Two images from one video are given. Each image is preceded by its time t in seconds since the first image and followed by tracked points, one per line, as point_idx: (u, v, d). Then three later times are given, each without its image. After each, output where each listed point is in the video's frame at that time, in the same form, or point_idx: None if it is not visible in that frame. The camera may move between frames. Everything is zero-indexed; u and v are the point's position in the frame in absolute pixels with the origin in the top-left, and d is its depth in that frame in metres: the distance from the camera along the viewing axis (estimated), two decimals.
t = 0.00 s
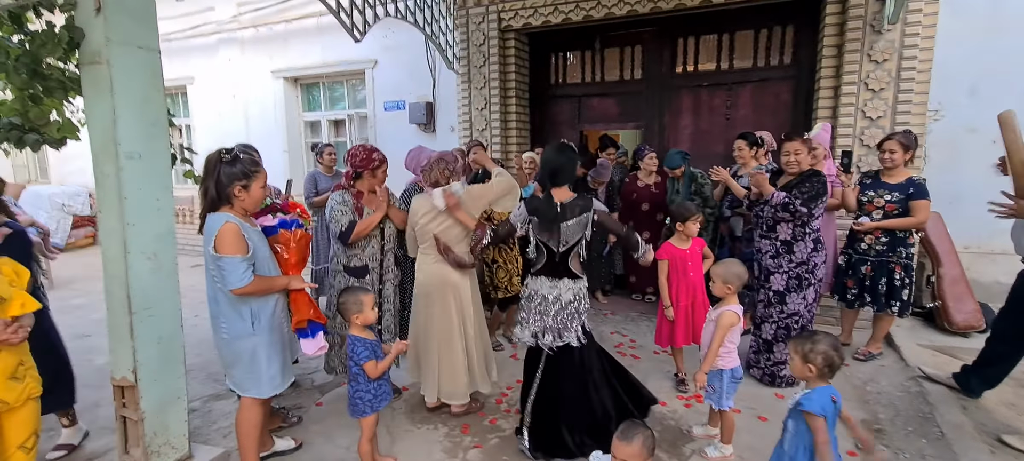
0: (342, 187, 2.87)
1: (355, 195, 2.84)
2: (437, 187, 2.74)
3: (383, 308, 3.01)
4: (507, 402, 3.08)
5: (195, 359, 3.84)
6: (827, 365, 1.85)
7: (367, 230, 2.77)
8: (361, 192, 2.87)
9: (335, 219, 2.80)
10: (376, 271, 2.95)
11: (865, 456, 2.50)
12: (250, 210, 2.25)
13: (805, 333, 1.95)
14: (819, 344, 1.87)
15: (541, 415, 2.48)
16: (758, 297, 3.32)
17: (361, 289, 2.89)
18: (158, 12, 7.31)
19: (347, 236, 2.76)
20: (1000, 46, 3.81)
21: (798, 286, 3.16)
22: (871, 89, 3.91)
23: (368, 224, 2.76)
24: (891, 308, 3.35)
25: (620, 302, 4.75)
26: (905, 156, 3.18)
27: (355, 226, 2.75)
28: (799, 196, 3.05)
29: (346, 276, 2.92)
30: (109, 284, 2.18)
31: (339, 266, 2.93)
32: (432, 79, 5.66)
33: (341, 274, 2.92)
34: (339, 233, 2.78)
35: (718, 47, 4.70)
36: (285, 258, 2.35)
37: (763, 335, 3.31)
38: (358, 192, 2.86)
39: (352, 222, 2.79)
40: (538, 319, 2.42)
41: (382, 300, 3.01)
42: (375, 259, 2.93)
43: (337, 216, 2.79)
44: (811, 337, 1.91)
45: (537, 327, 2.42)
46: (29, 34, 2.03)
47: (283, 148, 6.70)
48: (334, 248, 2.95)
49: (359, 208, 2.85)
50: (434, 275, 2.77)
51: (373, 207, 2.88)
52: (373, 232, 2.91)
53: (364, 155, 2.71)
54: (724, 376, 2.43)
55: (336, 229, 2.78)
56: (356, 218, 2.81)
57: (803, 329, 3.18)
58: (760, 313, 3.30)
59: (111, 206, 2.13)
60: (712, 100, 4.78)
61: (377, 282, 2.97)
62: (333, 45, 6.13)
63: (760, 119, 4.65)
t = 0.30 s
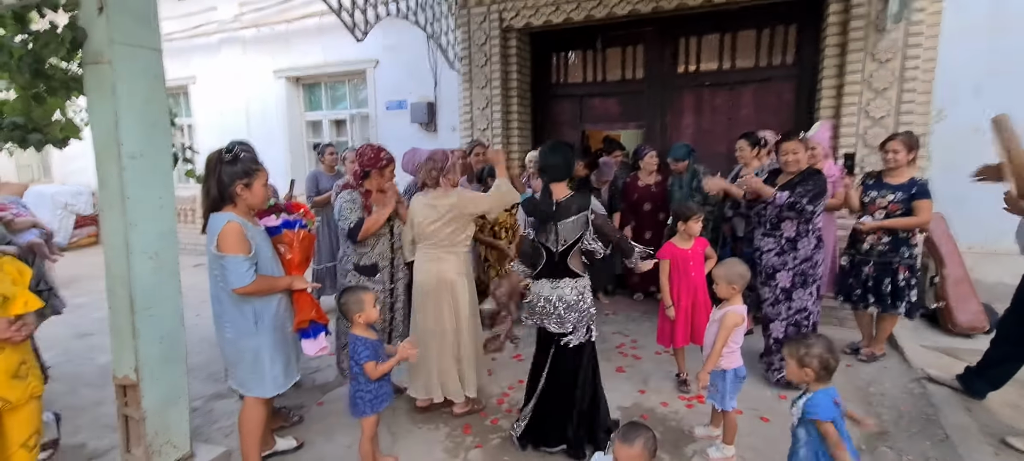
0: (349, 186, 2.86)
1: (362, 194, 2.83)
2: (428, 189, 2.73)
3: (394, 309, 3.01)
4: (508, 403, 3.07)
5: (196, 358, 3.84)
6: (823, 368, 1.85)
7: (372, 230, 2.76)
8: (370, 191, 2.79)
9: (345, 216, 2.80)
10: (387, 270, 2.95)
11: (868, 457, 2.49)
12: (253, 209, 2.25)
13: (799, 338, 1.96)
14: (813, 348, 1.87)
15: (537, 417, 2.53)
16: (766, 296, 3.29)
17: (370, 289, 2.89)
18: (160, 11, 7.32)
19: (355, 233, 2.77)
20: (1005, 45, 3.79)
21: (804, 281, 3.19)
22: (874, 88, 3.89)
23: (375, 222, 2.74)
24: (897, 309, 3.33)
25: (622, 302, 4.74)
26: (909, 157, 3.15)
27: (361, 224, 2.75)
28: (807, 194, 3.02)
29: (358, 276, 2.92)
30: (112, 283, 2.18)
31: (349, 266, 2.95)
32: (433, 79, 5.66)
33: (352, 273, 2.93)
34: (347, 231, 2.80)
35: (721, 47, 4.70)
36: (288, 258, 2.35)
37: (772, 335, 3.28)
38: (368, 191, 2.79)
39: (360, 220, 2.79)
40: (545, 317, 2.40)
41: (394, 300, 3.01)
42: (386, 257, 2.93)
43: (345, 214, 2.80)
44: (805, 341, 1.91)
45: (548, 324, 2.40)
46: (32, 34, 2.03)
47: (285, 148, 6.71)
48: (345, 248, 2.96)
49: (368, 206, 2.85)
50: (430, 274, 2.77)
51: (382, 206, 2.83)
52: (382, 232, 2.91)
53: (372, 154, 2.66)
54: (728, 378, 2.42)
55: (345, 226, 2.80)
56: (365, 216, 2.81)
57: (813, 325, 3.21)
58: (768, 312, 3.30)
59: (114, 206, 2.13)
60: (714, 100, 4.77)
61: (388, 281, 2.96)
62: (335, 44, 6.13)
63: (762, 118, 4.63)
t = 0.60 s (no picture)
0: (347, 186, 2.87)
1: (360, 192, 2.86)
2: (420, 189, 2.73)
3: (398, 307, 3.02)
4: (508, 403, 3.08)
5: (196, 360, 3.84)
6: (843, 367, 1.81)
7: (374, 227, 2.75)
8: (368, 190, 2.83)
9: (343, 215, 2.82)
10: (388, 268, 2.96)
11: (868, 457, 2.49)
12: (252, 209, 2.25)
13: (816, 337, 1.90)
14: (831, 348, 1.82)
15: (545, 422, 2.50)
16: (768, 293, 3.30)
17: (372, 287, 2.90)
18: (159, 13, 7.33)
19: (355, 230, 2.77)
20: (1002, 45, 3.79)
21: (806, 278, 3.23)
22: (873, 88, 3.90)
23: (376, 220, 2.75)
24: (890, 306, 3.33)
25: (622, 302, 4.74)
26: (900, 156, 3.17)
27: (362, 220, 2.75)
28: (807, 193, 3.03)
29: (358, 276, 2.92)
30: (112, 285, 2.18)
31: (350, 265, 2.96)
32: (433, 80, 5.67)
33: (353, 274, 2.92)
34: (347, 228, 2.79)
35: (720, 47, 4.70)
36: (289, 259, 2.35)
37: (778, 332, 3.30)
38: (365, 189, 2.84)
39: (360, 216, 2.80)
40: (541, 317, 2.40)
41: (398, 299, 3.02)
42: (387, 255, 2.94)
43: (344, 212, 2.81)
44: (822, 341, 1.85)
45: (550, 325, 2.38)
46: (31, 35, 2.03)
47: (285, 149, 6.72)
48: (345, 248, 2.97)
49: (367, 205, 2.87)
50: (416, 274, 2.79)
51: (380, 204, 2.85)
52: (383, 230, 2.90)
53: (366, 152, 2.69)
54: (728, 377, 2.42)
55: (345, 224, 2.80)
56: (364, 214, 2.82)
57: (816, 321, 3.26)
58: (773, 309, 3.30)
59: (114, 207, 2.13)
60: (713, 100, 4.77)
61: (390, 278, 2.98)
62: (334, 46, 6.14)
63: (761, 118, 4.63)
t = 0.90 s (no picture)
0: (338, 186, 2.85)
1: (353, 191, 2.82)
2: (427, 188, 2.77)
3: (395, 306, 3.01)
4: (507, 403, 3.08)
5: (196, 360, 3.84)
6: (823, 368, 1.87)
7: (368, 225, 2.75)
8: (359, 188, 2.83)
9: (338, 213, 2.76)
10: (384, 267, 2.95)
11: (867, 457, 2.49)
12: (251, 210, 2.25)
13: (801, 337, 1.96)
14: (813, 349, 1.89)
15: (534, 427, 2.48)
16: (768, 291, 3.31)
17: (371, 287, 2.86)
18: (158, 14, 7.33)
19: (351, 228, 2.72)
20: (1000, 46, 3.80)
21: (809, 277, 3.22)
22: (872, 89, 3.90)
23: (370, 216, 2.75)
24: (881, 304, 3.33)
25: (622, 303, 4.74)
26: (893, 157, 3.18)
27: (359, 216, 2.72)
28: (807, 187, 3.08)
29: (355, 276, 2.85)
30: (110, 285, 2.18)
31: (345, 266, 2.88)
32: (432, 80, 5.67)
33: (348, 274, 2.85)
34: (344, 225, 2.73)
35: (719, 48, 4.70)
36: (289, 260, 2.34)
37: (777, 329, 3.31)
38: (356, 189, 2.84)
39: (355, 214, 2.76)
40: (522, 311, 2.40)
41: (395, 298, 3.01)
42: (382, 254, 2.92)
43: (338, 211, 2.75)
44: (806, 341, 1.92)
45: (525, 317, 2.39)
46: (30, 35, 2.03)
47: (285, 150, 6.72)
48: (338, 249, 2.91)
49: (360, 203, 2.84)
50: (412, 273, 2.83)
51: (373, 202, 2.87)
52: (377, 227, 2.89)
53: (354, 150, 2.72)
54: (725, 376, 2.42)
55: (340, 223, 2.74)
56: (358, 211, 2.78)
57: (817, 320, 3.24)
58: (771, 307, 3.31)
59: (112, 208, 2.13)
60: (712, 100, 4.78)
61: (387, 276, 2.97)
62: (333, 46, 6.13)
63: (761, 119, 4.64)
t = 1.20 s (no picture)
0: (324, 193, 2.82)
1: (340, 197, 2.79)
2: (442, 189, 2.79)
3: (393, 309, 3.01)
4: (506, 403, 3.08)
5: (194, 361, 3.83)
6: (815, 368, 1.87)
7: (357, 229, 2.66)
8: (344, 194, 2.83)
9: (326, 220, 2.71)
10: (376, 271, 2.93)
11: (865, 457, 2.49)
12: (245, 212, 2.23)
13: (795, 336, 1.96)
14: (807, 348, 1.88)
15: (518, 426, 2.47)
16: (764, 291, 3.33)
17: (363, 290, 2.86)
18: (156, 14, 7.32)
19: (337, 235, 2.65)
20: (997, 46, 3.81)
21: (803, 278, 3.22)
22: (869, 89, 3.91)
23: (355, 224, 2.64)
24: (881, 305, 3.32)
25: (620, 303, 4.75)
26: (885, 158, 3.20)
27: (344, 222, 2.64)
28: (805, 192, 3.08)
29: (345, 281, 2.86)
30: (108, 285, 2.17)
31: (334, 273, 2.89)
32: (431, 80, 5.67)
33: (338, 280, 2.87)
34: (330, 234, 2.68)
35: (717, 48, 4.71)
36: (283, 260, 2.31)
37: (777, 327, 3.32)
38: (342, 193, 2.83)
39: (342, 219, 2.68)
40: (508, 316, 2.43)
41: (393, 301, 3.01)
42: (372, 258, 2.91)
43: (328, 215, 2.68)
44: (800, 340, 1.92)
45: (504, 324, 2.44)
46: (28, 35, 2.02)
47: (283, 150, 6.71)
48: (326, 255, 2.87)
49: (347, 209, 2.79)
50: (431, 271, 2.87)
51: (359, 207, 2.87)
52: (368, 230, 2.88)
53: (334, 155, 2.74)
54: (716, 376, 2.44)
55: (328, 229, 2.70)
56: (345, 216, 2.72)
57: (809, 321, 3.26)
58: (769, 306, 3.32)
59: (110, 208, 2.13)
60: (711, 101, 4.78)
61: (380, 281, 2.96)
62: (332, 46, 6.13)
63: (759, 119, 4.64)
